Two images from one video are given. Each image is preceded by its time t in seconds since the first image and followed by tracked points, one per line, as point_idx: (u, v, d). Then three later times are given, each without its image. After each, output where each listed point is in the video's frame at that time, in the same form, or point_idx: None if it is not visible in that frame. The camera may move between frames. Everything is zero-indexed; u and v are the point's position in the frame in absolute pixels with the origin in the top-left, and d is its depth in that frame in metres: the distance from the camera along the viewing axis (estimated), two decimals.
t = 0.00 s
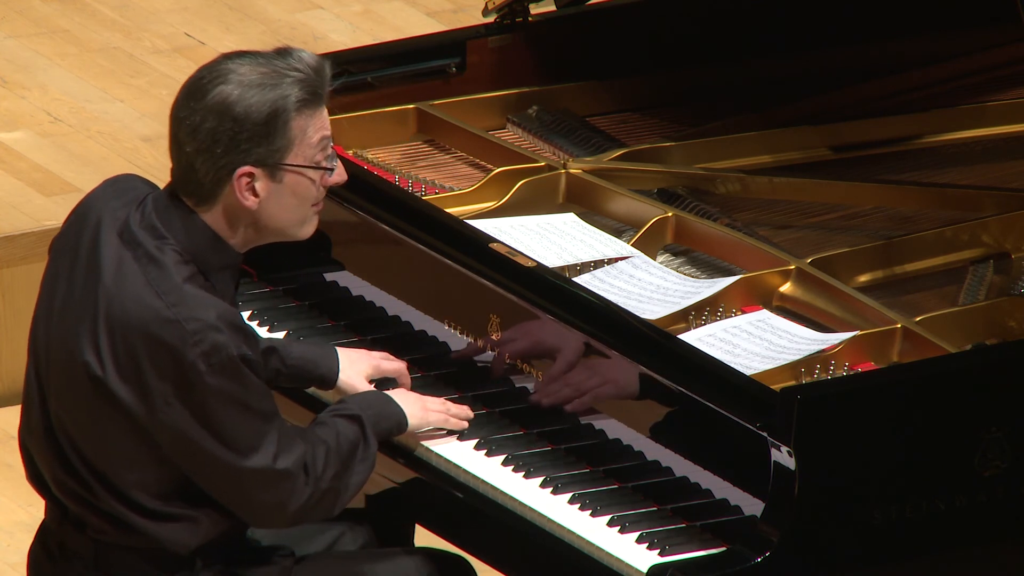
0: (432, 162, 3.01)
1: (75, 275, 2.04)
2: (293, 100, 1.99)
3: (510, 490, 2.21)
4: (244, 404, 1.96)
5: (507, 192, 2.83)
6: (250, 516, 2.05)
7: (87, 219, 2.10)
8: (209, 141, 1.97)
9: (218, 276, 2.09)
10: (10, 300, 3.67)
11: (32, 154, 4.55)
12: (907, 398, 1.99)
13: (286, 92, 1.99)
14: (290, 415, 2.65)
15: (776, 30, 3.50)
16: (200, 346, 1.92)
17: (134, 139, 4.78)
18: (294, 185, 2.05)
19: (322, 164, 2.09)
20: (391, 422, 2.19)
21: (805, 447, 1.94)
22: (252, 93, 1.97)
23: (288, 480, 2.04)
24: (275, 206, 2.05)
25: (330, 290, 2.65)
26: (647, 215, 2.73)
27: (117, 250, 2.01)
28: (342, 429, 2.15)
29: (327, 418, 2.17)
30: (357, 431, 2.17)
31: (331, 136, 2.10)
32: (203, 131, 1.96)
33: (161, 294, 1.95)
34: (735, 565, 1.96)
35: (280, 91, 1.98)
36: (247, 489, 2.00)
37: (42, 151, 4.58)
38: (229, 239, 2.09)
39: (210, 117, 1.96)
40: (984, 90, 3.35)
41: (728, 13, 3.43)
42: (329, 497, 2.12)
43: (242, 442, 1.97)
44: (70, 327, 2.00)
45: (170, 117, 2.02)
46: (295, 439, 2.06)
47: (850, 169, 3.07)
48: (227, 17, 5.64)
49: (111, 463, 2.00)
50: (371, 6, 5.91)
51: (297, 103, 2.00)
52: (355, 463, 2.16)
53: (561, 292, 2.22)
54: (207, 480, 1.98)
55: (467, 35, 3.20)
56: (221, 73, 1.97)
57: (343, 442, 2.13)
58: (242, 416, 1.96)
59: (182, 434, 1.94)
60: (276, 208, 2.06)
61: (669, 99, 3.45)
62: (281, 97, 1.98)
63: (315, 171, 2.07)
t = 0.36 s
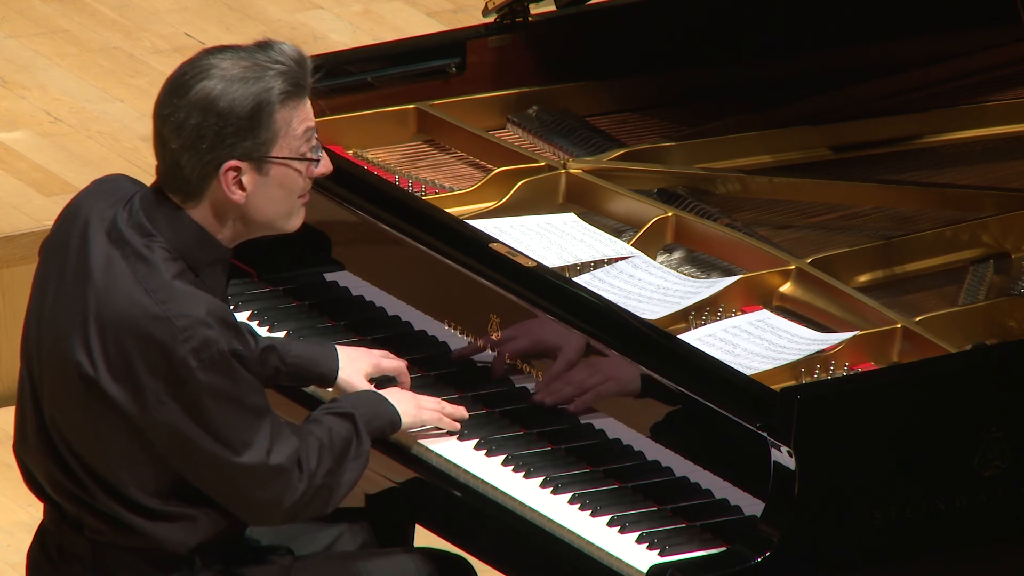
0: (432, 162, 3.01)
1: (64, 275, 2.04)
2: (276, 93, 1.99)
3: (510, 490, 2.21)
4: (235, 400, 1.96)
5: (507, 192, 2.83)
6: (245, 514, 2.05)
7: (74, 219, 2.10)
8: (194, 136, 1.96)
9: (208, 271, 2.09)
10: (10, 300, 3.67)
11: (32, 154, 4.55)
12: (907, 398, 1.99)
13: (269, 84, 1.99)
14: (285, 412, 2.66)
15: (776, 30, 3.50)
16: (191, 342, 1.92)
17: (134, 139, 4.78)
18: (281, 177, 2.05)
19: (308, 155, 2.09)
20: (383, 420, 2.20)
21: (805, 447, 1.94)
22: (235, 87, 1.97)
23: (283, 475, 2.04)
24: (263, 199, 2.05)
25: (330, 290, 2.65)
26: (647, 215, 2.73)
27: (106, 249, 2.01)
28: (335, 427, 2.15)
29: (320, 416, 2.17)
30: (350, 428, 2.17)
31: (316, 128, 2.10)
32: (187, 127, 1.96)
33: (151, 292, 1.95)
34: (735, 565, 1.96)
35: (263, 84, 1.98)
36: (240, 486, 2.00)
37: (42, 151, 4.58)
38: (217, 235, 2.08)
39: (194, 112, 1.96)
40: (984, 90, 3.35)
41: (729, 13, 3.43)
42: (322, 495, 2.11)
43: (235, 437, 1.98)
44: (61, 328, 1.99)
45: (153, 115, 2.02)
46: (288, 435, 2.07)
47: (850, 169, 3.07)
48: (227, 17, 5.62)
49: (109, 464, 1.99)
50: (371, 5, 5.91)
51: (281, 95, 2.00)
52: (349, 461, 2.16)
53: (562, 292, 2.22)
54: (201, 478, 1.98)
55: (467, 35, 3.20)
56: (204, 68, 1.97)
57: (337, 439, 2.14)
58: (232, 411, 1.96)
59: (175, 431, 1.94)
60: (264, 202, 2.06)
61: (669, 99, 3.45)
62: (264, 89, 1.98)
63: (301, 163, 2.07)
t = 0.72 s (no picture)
0: (432, 162, 3.01)
1: (56, 276, 2.04)
2: (259, 84, 1.99)
3: (510, 490, 2.21)
4: (228, 394, 1.96)
5: (507, 192, 2.83)
6: (242, 510, 2.05)
7: (64, 219, 2.10)
8: (179, 130, 1.96)
9: (199, 264, 2.08)
10: (10, 300, 3.68)
11: (32, 154, 4.54)
12: (907, 397, 1.99)
13: (252, 75, 1.98)
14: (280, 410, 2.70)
15: (776, 29, 3.50)
16: (182, 336, 1.92)
17: (134, 139, 4.79)
18: (267, 169, 2.05)
19: (294, 146, 2.09)
20: (381, 422, 2.20)
21: (805, 447, 1.94)
22: (218, 79, 1.96)
23: (278, 469, 2.04)
24: (250, 190, 2.05)
25: (330, 290, 2.65)
26: (647, 215, 2.73)
27: (95, 248, 2.01)
28: (332, 425, 2.15)
29: (317, 415, 2.17)
30: (347, 426, 2.17)
31: (300, 118, 2.10)
32: (172, 120, 1.96)
33: (141, 287, 1.95)
34: (735, 564, 1.96)
35: (245, 75, 1.98)
36: (235, 480, 2.01)
37: (42, 151, 4.58)
38: (207, 228, 2.08)
39: (178, 106, 1.95)
40: (984, 91, 3.35)
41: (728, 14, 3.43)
42: (318, 493, 2.11)
43: (231, 433, 1.97)
44: (53, 328, 1.99)
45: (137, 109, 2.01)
46: (283, 430, 2.07)
47: (850, 169, 3.07)
48: (227, 17, 5.62)
49: (106, 463, 1.99)
50: (371, 5, 5.91)
51: (264, 85, 2.00)
52: (345, 460, 2.16)
53: (562, 292, 2.21)
54: (196, 474, 1.99)
55: (467, 35, 3.20)
56: (186, 61, 1.96)
57: (334, 436, 2.14)
58: (224, 405, 1.96)
59: (169, 425, 1.95)
60: (251, 193, 2.06)
61: (669, 99, 3.45)
62: (247, 80, 1.98)
63: (286, 153, 2.07)
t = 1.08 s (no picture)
0: (432, 162, 3.01)
1: (46, 275, 2.02)
2: (245, 77, 1.99)
3: (509, 490, 2.21)
4: (223, 389, 1.96)
5: (507, 192, 2.83)
6: (240, 507, 2.06)
7: (53, 218, 2.08)
8: (167, 125, 1.96)
9: (190, 261, 2.08)
10: (10, 300, 3.68)
11: (31, 154, 4.55)
12: (907, 397, 1.99)
13: (238, 69, 1.98)
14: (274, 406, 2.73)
15: (777, 30, 3.50)
16: (176, 333, 1.92)
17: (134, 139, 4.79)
18: (256, 162, 2.05)
19: (283, 139, 2.09)
20: (374, 426, 2.22)
21: (805, 447, 1.94)
22: (204, 74, 1.96)
23: (275, 465, 2.05)
24: (239, 185, 2.05)
25: (330, 290, 2.65)
26: (647, 215, 2.73)
27: (87, 247, 2.01)
28: (326, 425, 2.17)
29: (311, 415, 2.19)
30: (341, 427, 2.19)
31: (288, 111, 2.10)
32: (159, 115, 1.95)
33: (134, 284, 1.94)
34: (735, 564, 1.96)
35: (232, 69, 1.98)
36: (233, 475, 2.01)
37: (42, 151, 4.58)
38: (197, 225, 2.08)
39: (165, 101, 1.95)
40: (984, 91, 3.35)
41: (729, 14, 3.43)
42: (311, 491, 2.13)
43: (227, 429, 1.97)
44: (47, 329, 1.98)
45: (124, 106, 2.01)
46: (279, 426, 2.08)
47: (850, 169, 3.07)
48: (228, 17, 5.62)
49: (105, 463, 1.99)
50: (371, 5, 5.91)
51: (251, 78, 2.00)
52: (339, 460, 2.18)
53: (562, 292, 2.21)
54: (193, 471, 1.99)
55: (468, 35, 3.20)
56: (172, 55, 1.96)
57: (328, 436, 2.16)
58: (219, 401, 1.96)
59: (166, 421, 1.95)
60: (240, 188, 2.05)
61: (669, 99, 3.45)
62: (234, 74, 1.98)
63: (274, 147, 2.07)
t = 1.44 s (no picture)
0: (432, 162, 3.01)
1: (40, 278, 2.02)
2: (231, 70, 1.99)
3: (509, 489, 2.21)
4: (216, 383, 1.95)
5: (507, 192, 2.83)
6: (238, 502, 2.05)
7: (45, 221, 2.09)
8: (154, 120, 1.95)
9: (182, 257, 2.08)
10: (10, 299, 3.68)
11: (31, 154, 4.55)
12: (907, 398, 1.99)
13: (223, 62, 1.99)
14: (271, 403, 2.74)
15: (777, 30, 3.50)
16: (168, 329, 1.91)
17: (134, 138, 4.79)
18: (245, 155, 2.06)
19: (270, 132, 2.09)
20: (374, 424, 2.23)
21: (805, 448, 1.94)
22: (190, 67, 1.96)
23: (271, 459, 2.05)
24: (229, 178, 2.05)
25: (330, 290, 2.65)
26: (647, 215, 2.73)
27: (78, 247, 2.00)
28: (323, 421, 2.18)
29: (308, 411, 2.20)
30: (338, 424, 2.20)
31: (274, 104, 2.10)
32: (146, 111, 1.95)
33: (125, 282, 1.94)
34: (735, 565, 1.95)
35: (217, 62, 1.98)
36: (233, 468, 2.01)
37: (42, 151, 4.59)
38: (188, 221, 2.08)
39: (152, 96, 1.95)
40: (984, 91, 3.35)
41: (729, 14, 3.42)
42: (308, 487, 2.13)
43: (222, 424, 1.97)
44: (42, 330, 1.98)
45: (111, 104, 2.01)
46: (274, 421, 2.08)
47: (850, 169, 3.07)
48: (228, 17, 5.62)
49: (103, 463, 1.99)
50: (371, 5, 5.91)
51: (237, 71, 2.01)
52: (336, 457, 2.18)
53: (564, 293, 2.21)
54: (189, 467, 1.99)
55: (468, 35, 3.20)
56: (157, 50, 1.96)
57: (325, 432, 2.16)
58: (213, 396, 1.95)
59: (164, 417, 1.94)
60: (230, 181, 2.06)
61: (670, 99, 3.45)
62: (219, 67, 1.98)
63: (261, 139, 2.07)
